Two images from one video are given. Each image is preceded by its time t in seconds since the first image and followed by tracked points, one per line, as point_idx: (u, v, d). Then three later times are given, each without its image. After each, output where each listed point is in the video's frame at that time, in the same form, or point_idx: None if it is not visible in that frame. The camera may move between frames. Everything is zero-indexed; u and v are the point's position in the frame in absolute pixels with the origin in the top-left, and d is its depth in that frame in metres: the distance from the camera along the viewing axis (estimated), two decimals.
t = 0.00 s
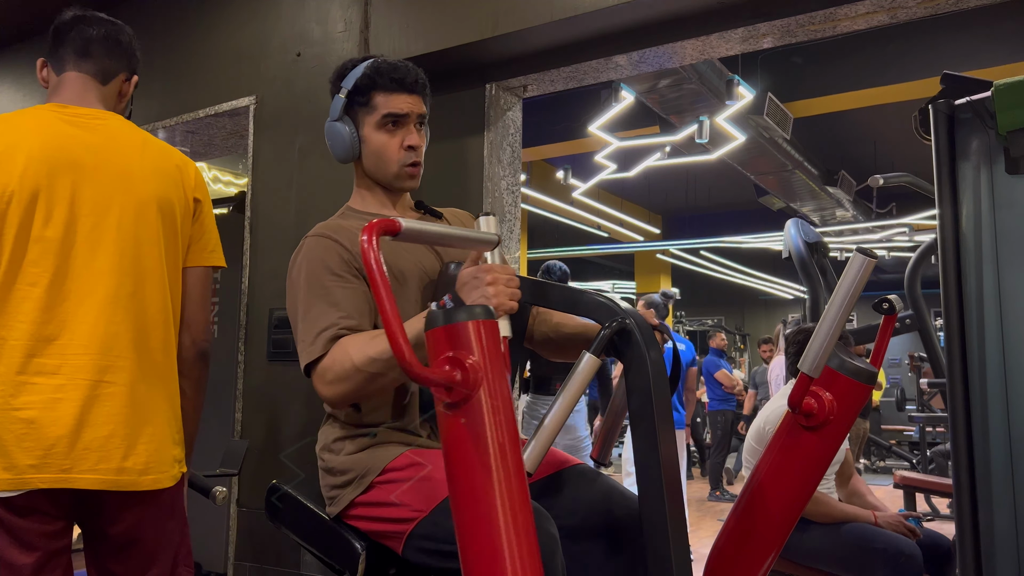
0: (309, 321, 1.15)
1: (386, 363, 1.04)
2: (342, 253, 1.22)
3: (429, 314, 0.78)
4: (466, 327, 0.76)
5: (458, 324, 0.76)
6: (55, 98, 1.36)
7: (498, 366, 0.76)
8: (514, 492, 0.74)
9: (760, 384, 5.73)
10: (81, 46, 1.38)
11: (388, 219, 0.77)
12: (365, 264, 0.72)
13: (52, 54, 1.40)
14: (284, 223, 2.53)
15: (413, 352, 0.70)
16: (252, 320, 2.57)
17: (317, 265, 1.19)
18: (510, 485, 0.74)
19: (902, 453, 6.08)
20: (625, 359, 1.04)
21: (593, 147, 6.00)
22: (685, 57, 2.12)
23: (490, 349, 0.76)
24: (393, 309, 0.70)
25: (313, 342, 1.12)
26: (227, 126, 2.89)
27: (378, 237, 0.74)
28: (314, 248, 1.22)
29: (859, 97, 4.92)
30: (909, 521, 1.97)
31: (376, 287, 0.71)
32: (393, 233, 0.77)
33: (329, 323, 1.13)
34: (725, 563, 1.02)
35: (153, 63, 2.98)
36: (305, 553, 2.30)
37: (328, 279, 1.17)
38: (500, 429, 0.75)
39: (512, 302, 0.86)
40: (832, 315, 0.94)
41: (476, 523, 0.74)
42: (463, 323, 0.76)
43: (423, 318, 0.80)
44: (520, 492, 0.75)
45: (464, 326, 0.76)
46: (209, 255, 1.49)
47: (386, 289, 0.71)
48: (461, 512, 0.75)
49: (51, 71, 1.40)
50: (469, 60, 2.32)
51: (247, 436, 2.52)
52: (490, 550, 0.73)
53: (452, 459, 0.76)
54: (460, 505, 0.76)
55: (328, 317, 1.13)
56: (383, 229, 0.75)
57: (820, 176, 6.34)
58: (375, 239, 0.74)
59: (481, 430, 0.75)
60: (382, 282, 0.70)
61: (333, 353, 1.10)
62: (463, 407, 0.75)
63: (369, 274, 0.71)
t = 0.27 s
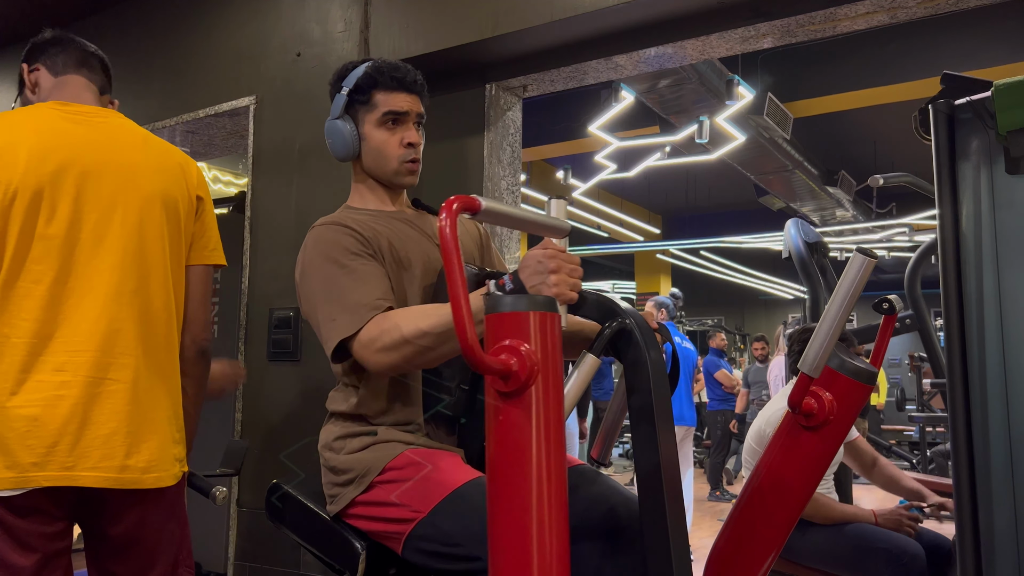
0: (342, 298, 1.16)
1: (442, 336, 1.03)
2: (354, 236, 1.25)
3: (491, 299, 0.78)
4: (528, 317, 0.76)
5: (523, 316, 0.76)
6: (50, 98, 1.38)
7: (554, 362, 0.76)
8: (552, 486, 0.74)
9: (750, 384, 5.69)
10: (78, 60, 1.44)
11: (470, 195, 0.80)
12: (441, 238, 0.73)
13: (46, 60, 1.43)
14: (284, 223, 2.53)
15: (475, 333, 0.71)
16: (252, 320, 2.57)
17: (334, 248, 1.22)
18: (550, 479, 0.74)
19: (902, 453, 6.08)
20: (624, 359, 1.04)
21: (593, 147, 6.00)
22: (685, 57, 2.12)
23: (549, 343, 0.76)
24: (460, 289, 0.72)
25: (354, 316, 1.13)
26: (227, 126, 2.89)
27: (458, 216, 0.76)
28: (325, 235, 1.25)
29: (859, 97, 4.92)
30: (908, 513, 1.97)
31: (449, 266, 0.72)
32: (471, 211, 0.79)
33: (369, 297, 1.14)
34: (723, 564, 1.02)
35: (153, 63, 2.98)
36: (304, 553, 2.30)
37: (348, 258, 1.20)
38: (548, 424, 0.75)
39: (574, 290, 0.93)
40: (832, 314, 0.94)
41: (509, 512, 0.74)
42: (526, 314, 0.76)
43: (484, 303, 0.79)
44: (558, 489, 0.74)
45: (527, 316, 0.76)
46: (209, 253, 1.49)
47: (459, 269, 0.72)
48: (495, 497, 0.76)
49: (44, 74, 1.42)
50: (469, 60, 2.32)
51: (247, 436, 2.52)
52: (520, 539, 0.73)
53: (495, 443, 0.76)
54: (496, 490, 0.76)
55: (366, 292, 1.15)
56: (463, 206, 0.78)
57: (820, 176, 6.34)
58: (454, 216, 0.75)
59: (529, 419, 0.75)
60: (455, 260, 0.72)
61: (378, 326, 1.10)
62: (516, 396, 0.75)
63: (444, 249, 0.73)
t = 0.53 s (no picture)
0: (362, 284, 1.15)
1: (482, 318, 1.03)
2: (367, 224, 1.25)
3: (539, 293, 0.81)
4: (574, 316, 0.79)
5: (572, 315, 0.79)
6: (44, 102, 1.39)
7: (597, 363, 0.80)
8: (581, 477, 0.78)
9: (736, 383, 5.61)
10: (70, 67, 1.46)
11: (533, 187, 0.82)
12: (499, 228, 0.77)
13: (38, 65, 1.43)
14: (284, 223, 2.53)
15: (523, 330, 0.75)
16: (252, 320, 2.57)
17: (348, 234, 1.21)
18: (579, 471, 0.78)
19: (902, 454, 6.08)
20: (624, 357, 1.04)
21: (593, 147, 6.00)
22: (685, 57, 2.12)
23: (595, 345, 0.80)
24: (515, 286, 0.76)
25: (384, 299, 1.12)
26: (227, 126, 2.89)
27: (518, 212, 0.79)
28: (339, 223, 1.24)
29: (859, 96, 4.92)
30: (903, 487, 1.99)
31: (504, 259, 0.76)
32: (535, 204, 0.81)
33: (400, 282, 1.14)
34: (721, 563, 1.02)
35: (153, 63, 2.98)
36: (304, 553, 2.30)
37: (370, 246, 1.20)
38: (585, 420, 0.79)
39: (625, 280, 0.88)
40: (833, 315, 0.94)
41: (538, 495, 0.78)
42: (574, 316, 0.80)
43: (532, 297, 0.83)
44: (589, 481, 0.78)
45: (575, 318, 0.79)
46: (210, 252, 1.50)
47: (515, 263, 0.76)
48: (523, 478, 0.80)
49: (36, 79, 1.42)
50: (469, 60, 2.32)
51: (247, 436, 2.52)
52: (544, 521, 0.77)
53: (531, 430, 0.80)
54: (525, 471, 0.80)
55: (397, 278, 1.15)
56: (526, 198, 0.80)
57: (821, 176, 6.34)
58: (516, 211, 0.78)
59: (566, 411, 0.78)
60: (510, 256, 0.76)
61: (412, 307, 1.10)
62: (556, 389, 0.78)
63: (500, 244, 0.77)
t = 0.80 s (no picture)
0: (379, 273, 1.15)
1: (518, 308, 1.02)
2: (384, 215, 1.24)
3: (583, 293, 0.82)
4: (617, 320, 0.81)
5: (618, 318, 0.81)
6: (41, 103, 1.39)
7: (636, 368, 0.81)
8: (611, 476, 0.80)
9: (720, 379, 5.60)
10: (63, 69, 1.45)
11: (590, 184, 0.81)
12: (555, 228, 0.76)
13: (31, 66, 1.43)
14: (284, 223, 2.53)
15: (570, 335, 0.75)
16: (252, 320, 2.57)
17: (366, 225, 1.21)
18: (610, 471, 0.80)
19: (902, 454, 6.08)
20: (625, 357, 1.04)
21: (593, 147, 6.00)
22: (685, 57, 2.12)
23: (635, 351, 0.81)
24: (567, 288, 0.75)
25: (406, 286, 1.12)
26: (227, 126, 2.89)
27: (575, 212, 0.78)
28: (354, 215, 1.24)
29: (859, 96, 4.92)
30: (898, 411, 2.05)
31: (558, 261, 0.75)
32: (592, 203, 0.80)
33: (420, 267, 1.14)
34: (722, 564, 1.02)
35: (153, 63, 2.98)
36: (304, 553, 2.30)
37: (385, 235, 1.20)
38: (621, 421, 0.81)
39: (669, 283, 0.90)
40: (833, 314, 0.94)
41: (570, 490, 0.81)
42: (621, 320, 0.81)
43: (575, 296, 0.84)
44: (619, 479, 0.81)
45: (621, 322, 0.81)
46: (211, 252, 1.50)
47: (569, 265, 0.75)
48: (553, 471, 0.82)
49: (30, 79, 1.42)
50: (469, 60, 2.32)
51: (247, 436, 2.52)
52: (572, 514, 0.80)
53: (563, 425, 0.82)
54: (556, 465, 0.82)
55: (417, 264, 1.15)
56: (584, 198, 0.79)
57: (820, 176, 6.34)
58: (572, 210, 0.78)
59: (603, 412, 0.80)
60: (567, 257, 0.75)
61: (440, 292, 1.09)
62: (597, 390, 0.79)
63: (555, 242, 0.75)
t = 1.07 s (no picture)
0: (397, 265, 1.15)
1: (546, 302, 1.04)
2: (395, 207, 1.25)
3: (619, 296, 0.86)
4: (651, 325, 0.85)
5: (653, 324, 0.85)
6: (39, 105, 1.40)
7: (666, 376, 0.85)
8: (635, 474, 0.85)
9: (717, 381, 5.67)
10: (58, 70, 1.45)
11: (635, 188, 0.86)
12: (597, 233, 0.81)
13: (26, 68, 1.43)
14: (284, 223, 2.53)
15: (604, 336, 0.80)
16: (252, 320, 2.57)
17: (380, 218, 1.21)
18: (634, 470, 0.84)
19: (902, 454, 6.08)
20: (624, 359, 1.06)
21: (593, 147, 6.00)
22: (685, 57, 2.12)
23: (668, 360, 0.85)
24: (606, 290, 0.80)
25: (430, 276, 1.12)
26: (227, 126, 2.89)
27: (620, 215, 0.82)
28: (370, 210, 1.23)
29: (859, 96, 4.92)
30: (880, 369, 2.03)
31: (599, 263, 0.80)
32: (638, 207, 0.85)
33: (441, 257, 1.15)
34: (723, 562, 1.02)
35: (153, 63, 2.98)
36: (305, 553, 2.30)
37: (404, 228, 1.20)
38: (648, 425, 0.85)
39: (704, 289, 0.90)
40: (832, 314, 0.94)
41: (594, 485, 0.85)
42: (658, 327, 0.85)
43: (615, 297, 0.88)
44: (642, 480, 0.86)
45: (659, 330, 0.85)
46: (211, 252, 1.50)
47: (608, 268, 0.80)
48: (579, 466, 0.87)
49: (27, 80, 1.42)
50: (469, 60, 2.32)
51: (247, 436, 2.52)
52: (594, 508, 0.85)
53: (591, 424, 0.87)
54: (583, 461, 0.87)
55: (438, 254, 1.15)
56: (628, 201, 0.83)
57: (820, 176, 6.34)
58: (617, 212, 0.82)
59: (631, 414, 0.84)
60: (608, 256, 0.79)
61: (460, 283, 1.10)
62: (626, 393, 0.83)
63: (596, 241, 0.80)
